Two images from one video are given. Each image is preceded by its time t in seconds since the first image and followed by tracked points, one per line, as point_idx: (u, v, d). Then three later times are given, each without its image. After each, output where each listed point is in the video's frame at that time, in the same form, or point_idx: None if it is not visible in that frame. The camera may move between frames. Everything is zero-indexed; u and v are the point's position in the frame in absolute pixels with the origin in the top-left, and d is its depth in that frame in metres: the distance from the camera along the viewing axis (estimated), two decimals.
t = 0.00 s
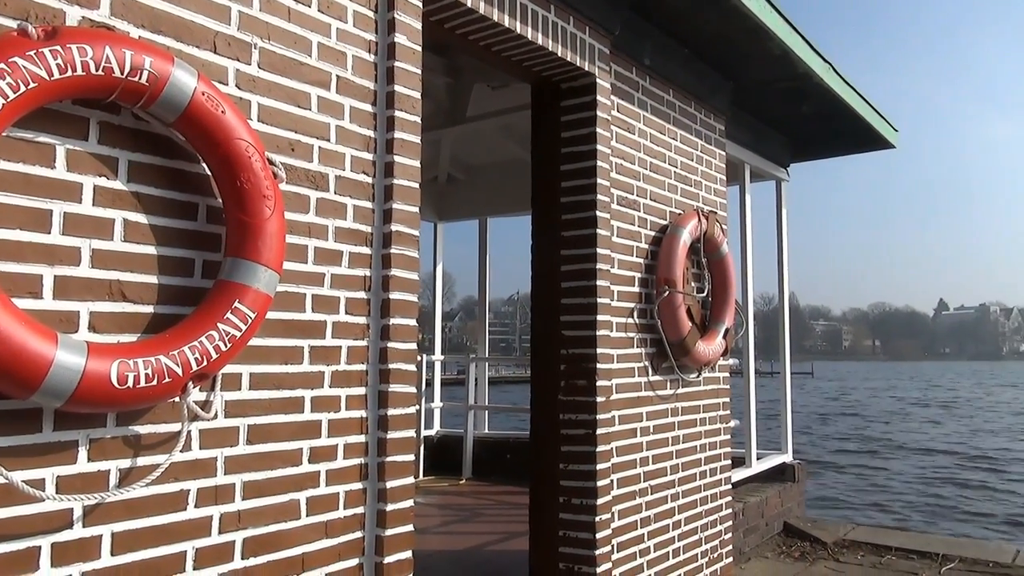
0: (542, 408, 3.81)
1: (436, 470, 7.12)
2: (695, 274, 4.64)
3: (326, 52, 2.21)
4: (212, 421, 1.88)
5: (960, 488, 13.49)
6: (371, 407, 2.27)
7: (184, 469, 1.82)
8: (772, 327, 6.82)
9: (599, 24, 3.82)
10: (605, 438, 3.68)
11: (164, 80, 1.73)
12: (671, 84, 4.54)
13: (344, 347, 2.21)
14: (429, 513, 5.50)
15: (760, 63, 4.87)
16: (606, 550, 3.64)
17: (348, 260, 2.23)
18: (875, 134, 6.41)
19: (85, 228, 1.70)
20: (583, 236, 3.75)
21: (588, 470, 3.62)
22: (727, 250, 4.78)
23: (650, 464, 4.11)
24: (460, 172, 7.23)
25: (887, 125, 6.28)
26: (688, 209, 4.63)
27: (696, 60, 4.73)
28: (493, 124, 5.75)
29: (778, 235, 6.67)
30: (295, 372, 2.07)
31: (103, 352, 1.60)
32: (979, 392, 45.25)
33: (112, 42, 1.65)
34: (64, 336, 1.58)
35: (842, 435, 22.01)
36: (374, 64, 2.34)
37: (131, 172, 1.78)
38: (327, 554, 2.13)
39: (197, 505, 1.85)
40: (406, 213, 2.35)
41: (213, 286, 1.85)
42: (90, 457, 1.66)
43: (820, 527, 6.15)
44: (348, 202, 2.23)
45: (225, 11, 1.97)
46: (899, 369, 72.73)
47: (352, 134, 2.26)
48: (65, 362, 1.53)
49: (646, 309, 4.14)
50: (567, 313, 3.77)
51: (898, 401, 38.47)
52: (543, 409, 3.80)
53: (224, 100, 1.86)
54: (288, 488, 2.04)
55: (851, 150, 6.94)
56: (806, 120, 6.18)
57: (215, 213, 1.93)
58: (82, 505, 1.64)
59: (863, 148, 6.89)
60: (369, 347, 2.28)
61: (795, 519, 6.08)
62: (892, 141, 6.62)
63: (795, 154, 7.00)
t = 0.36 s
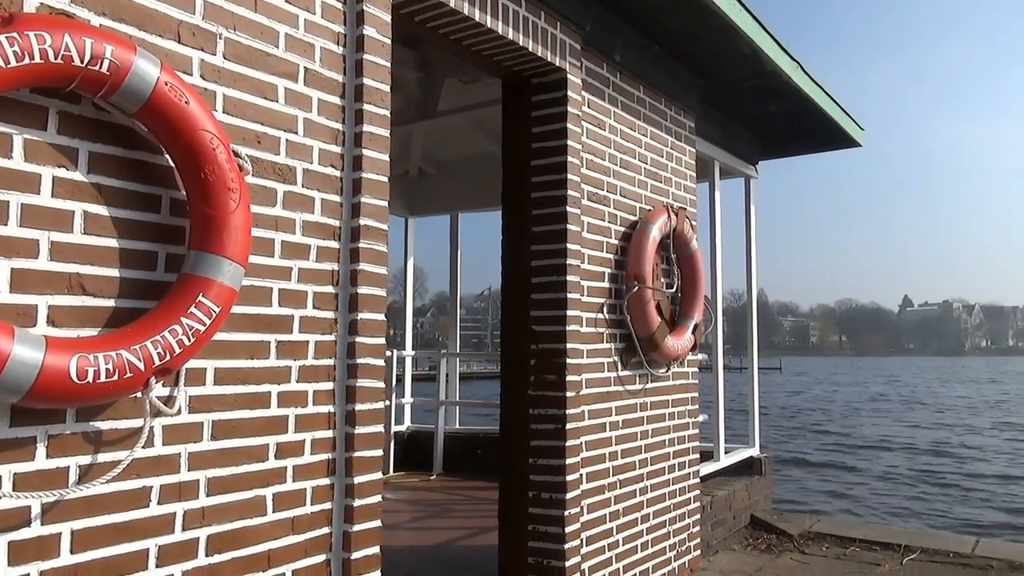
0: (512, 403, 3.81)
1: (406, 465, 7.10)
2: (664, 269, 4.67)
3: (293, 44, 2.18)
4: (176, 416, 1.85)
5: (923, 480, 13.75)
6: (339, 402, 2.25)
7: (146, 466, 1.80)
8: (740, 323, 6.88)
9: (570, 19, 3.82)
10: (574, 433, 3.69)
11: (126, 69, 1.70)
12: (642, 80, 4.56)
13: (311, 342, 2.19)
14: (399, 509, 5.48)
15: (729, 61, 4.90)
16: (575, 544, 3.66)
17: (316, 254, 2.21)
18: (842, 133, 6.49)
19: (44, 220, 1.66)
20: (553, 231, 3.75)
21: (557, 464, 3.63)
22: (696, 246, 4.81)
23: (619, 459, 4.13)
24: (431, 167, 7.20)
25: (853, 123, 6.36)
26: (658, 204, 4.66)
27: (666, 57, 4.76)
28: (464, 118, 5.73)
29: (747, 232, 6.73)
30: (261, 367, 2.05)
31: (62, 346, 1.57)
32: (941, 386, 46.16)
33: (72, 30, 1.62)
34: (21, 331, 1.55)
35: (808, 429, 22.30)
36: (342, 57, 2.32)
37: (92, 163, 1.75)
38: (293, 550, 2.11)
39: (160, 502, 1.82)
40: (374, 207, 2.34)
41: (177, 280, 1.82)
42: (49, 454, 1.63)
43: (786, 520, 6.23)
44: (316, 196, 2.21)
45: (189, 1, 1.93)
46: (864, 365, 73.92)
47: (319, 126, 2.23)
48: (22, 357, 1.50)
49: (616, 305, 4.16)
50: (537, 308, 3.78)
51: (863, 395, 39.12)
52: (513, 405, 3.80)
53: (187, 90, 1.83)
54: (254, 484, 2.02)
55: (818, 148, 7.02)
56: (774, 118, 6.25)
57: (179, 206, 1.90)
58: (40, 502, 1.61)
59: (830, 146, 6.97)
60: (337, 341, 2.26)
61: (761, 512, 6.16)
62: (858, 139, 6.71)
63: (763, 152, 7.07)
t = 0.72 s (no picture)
0: (478, 399, 3.81)
1: (373, 463, 7.06)
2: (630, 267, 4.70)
3: (255, 37, 2.15)
4: (133, 415, 1.82)
5: (883, 474, 14.00)
6: (302, 400, 2.23)
7: (102, 466, 1.76)
8: (706, 320, 6.95)
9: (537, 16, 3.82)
10: (540, 430, 3.70)
11: (80, 60, 1.66)
12: (609, 78, 4.58)
13: (273, 338, 2.17)
14: (365, 507, 5.44)
15: (696, 60, 4.94)
16: (541, 541, 3.67)
17: (278, 250, 2.18)
18: (806, 133, 6.58)
19: None
20: (519, 228, 3.75)
21: (523, 461, 3.64)
22: (662, 243, 4.85)
23: (585, 455, 4.15)
24: (399, 163, 7.16)
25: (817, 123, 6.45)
26: (625, 202, 4.68)
27: (633, 55, 4.78)
28: (431, 114, 5.70)
29: (713, 230, 6.80)
30: (221, 365, 2.02)
31: (13, 344, 1.53)
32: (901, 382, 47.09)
33: (24, 20, 1.58)
34: None
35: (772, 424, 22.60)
36: (306, 51, 2.29)
37: (45, 156, 1.71)
38: (255, 550, 2.09)
39: (117, 502, 1.79)
40: (338, 203, 2.32)
41: (134, 276, 1.79)
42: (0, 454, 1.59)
43: (749, 514, 6.31)
44: (279, 191, 2.19)
45: None
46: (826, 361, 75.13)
47: (282, 121, 2.21)
48: None
49: (582, 301, 4.17)
50: (504, 305, 3.78)
51: (825, 391, 39.75)
52: (479, 402, 3.80)
53: (145, 83, 1.80)
54: (214, 483, 1.99)
55: (782, 147, 7.11)
56: (739, 117, 6.31)
57: (137, 200, 1.87)
58: None
59: (794, 146, 7.07)
60: (300, 338, 2.24)
61: (726, 507, 6.23)
62: (822, 139, 6.80)
63: (729, 151, 7.14)
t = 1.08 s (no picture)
0: (450, 397, 3.80)
1: (346, 461, 7.02)
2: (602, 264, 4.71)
3: (223, 31, 2.12)
4: (97, 414, 1.79)
5: (852, 468, 14.20)
6: (271, 398, 2.21)
7: (65, 466, 1.73)
8: (678, 317, 6.99)
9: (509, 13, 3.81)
10: (513, 427, 3.70)
11: (41, 52, 1.63)
12: (581, 76, 4.59)
13: (241, 336, 2.14)
14: (337, 505, 5.41)
15: (668, 59, 4.97)
16: (513, 538, 3.67)
17: (247, 247, 2.16)
18: (777, 132, 6.65)
19: None
20: (491, 225, 3.75)
21: (495, 458, 3.64)
22: (634, 241, 4.87)
23: (557, 452, 4.16)
24: (372, 160, 7.12)
25: (787, 122, 6.52)
26: (597, 199, 4.69)
27: (605, 53, 4.79)
28: (404, 111, 5.68)
29: (685, 227, 6.84)
30: (188, 363, 2.00)
31: None
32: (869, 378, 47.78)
33: None
34: None
35: (743, 420, 22.83)
36: (275, 45, 2.27)
37: (5, 150, 1.68)
38: (223, 550, 2.07)
39: (81, 502, 1.76)
40: (308, 199, 2.29)
41: (98, 273, 1.76)
42: None
43: (721, 509, 6.37)
44: (247, 187, 2.17)
45: None
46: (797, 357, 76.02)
47: (250, 117, 2.19)
48: None
49: (554, 298, 4.18)
50: (476, 302, 3.77)
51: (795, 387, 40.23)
52: (451, 399, 3.79)
53: (108, 76, 1.77)
54: (180, 483, 1.97)
55: (753, 146, 7.17)
56: (711, 116, 6.36)
57: (100, 196, 1.84)
58: None
59: (765, 144, 7.13)
60: (269, 336, 2.22)
61: (698, 502, 6.28)
62: (792, 138, 6.87)
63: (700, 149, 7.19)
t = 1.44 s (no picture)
0: (424, 395, 3.79)
1: (321, 461, 6.98)
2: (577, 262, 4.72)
3: (191, 27, 2.10)
4: (63, 415, 1.77)
5: (824, 463, 14.37)
6: (242, 398, 2.19)
7: (30, 468, 1.71)
8: (653, 314, 7.03)
9: (482, 11, 3.81)
10: (487, 425, 3.70)
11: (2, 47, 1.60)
12: (555, 74, 4.59)
13: (211, 336, 2.12)
14: (312, 505, 5.38)
15: (641, 57, 4.99)
16: (488, 535, 3.67)
17: (216, 245, 2.14)
18: (749, 130, 6.71)
19: None
20: (465, 223, 3.74)
21: (470, 456, 3.64)
22: (608, 238, 4.89)
23: (532, 449, 4.16)
24: (346, 158, 7.08)
25: (759, 121, 6.58)
26: (571, 197, 4.70)
27: (579, 51, 4.80)
28: (378, 108, 5.65)
29: (659, 225, 6.88)
30: (157, 363, 1.97)
31: None
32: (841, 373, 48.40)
33: None
34: None
35: (717, 416, 23.00)
36: (244, 41, 2.25)
37: None
38: (193, 551, 2.05)
39: (46, 505, 1.73)
40: (279, 197, 2.28)
41: (63, 271, 1.73)
42: None
43: (695, 505, 6.42)
44: (216, 185, 2.14)
45: None
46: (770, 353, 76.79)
47: (220, 113, 2.16)
48: None
49: (529, 296, 4.18)
50: (450, 300, 3.76)
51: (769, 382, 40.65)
52: (426, 398, 3.78)
53: (72, 72, 1.74)
54: (149, 484, 1.94)
55: (726, 144, 7.23)
56: (685, 114, 6.39)
57: (65, 193, 1.81)
58: None
59: (738, 142, 7.19)
60: (239, 335, 2.20)
61: (673, 498, 6.32)
62: (764, 136, 6.94)
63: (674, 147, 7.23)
